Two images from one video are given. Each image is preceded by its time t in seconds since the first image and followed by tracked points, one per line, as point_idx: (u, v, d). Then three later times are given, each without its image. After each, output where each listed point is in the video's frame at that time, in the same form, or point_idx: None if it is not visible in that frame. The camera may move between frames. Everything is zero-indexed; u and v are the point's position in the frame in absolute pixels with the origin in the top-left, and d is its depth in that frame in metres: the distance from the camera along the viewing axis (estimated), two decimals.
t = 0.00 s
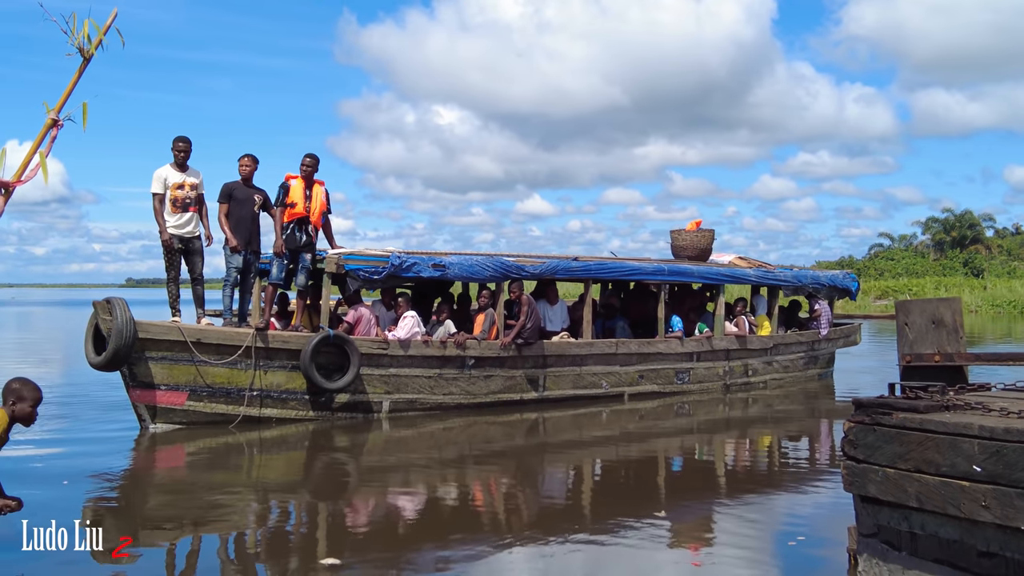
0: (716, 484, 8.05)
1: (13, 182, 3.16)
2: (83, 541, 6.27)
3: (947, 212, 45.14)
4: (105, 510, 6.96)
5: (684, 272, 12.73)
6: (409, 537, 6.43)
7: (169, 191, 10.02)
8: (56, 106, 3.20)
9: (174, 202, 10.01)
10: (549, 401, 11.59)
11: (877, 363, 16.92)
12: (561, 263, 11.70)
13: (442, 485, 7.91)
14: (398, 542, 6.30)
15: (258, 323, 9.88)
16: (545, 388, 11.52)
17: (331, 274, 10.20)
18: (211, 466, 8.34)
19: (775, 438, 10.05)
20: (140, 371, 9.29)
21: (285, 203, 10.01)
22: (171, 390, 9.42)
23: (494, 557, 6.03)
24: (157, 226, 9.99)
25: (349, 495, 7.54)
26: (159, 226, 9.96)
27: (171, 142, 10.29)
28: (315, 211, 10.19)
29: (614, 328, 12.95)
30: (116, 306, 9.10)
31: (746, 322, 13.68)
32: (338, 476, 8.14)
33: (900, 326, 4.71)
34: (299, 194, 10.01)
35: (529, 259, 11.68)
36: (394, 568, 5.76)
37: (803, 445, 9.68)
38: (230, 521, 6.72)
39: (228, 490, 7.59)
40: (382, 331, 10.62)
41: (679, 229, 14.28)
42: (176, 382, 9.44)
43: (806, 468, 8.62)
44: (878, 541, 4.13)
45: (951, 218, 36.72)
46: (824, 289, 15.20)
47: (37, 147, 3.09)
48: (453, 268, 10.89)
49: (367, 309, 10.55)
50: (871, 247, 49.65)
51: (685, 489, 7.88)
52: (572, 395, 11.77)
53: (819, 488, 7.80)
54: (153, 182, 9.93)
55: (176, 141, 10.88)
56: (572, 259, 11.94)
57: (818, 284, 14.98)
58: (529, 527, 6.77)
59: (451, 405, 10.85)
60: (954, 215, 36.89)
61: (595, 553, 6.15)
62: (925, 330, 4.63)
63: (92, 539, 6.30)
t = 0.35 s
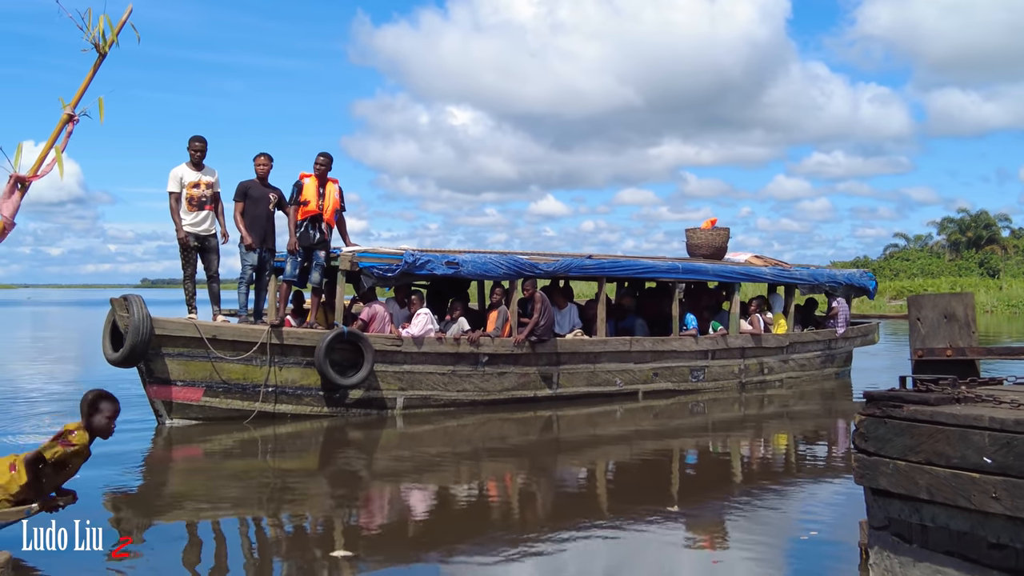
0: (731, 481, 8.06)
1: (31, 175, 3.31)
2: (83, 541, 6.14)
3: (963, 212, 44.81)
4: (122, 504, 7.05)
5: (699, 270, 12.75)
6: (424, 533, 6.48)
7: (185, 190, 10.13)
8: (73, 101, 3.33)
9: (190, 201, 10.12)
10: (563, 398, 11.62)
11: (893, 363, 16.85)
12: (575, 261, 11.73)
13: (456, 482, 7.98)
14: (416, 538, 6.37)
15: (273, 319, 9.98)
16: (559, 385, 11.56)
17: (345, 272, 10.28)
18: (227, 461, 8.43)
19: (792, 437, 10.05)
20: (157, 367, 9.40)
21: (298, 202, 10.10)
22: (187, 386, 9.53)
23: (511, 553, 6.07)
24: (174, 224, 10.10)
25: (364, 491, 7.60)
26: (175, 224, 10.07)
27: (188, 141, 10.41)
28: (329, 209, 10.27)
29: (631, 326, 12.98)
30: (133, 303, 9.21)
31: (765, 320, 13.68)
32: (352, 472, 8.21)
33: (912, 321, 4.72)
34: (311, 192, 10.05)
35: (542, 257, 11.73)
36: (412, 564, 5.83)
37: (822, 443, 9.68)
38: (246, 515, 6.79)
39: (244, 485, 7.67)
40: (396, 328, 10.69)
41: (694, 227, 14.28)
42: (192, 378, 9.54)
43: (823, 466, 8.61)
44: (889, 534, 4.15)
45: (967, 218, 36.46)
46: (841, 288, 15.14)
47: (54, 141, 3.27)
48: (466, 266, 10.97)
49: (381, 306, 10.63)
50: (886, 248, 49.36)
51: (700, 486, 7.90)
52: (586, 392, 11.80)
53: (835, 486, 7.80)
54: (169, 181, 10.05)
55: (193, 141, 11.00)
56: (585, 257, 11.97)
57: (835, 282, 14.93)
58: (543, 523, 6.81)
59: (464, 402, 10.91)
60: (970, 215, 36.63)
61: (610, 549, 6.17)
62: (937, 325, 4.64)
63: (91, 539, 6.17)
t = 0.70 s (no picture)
0: (744, 480, 8.06)
1: (45, 171, 3.26)
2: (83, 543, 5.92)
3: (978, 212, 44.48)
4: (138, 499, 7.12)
5: (712, 269, 12.74)
6: (436, 530, 6.52)
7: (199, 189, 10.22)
8: (87, 98, 3.30)
9: (204, 199, 10.21)
10: (576, 396, 11.65)
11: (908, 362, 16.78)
12: (587, 260, 11.76)
13: (469, 480, 8.03)
14: (432, 535, 6.41)
15: (287, 317, 10.07)
16: (572, 383, 11.59)
17: (358, 270, 10.35)
18: (242, 457, 8.50)
19: (807, 436, 10.04)
20: (172, 364, 9.49)
21: (312, 200, 10.18)
22: (201, 383, 9.61)
23: (527, 550, 6.11)
24: (188, 223, 10.20)
25: (376, 488, 7.66)
26: (190, 223, 10.17)
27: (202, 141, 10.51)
28: (342, 208, 10.33)
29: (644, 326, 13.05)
30: (148, 300, 9.30)
31: (782, 319, 13.75)
32: (365, 469, 8.26)
33: (923, 317, 4.74)
34: (323, 191, 10.13)
35: (554, 256, 11.77)
36: (428, 560, 5.88)
37: (838, 442, 9.67)
38: (261, 510, 6.86)
39: (258, 481, 7.74)
40: (408, 326, 10.76)
41: (708, 226, 14.27)
42: (206, 374, 9.62)
43: (837, 465, 8.60)
44: (899, 529, 4.15)
45: (982, 217, 36.23)
46: (857, 286, 15.07)
47: (68, 136, 3.22)
48: (478, 264, 11.02)
49: (394, 304, 10.69)
50: (900, 248, 49.04)
51: (712, 485, 7.91)
52: (599, 390, 11.82)
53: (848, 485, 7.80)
54: (184, 180, 10.15)
55: (207, 141, 11.10)
56: (598, 256, 11.99)
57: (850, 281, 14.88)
58: (555, 520, 6.85)
59: (477, 399, 10.95)
60: (984, 215, 36.37)
61: (622, 548, 6.19)
62: (948, 321, 4.65)
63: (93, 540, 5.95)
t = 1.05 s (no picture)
0: (753, 478, 8.07)
1: (54, 168, 3.21)
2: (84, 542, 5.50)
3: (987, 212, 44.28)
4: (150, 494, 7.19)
5: (721, 268, 12.75)
6: (447, 526, 6.57)
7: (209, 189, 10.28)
8: (96, 95, 3.22)
9: (214, 199, 10.27)
10: (584, 394, 11.68)
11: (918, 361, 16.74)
12: (595, 259, 11.79)
13: (478, 476, 8.07)
14: (444, 530, 6.45)
15: (295, 315, 10.12)
16: (580, 381, 11.61)
17: (366, 269, 10.40)
18: (252, 454, 8.56)
19: (818, 434, 10.04)
20: (182, 362, 9.56)
21: (322, 200, 10.22)
22: (211, 380, 9.67)
23: (538, 546, 6.14)
24: (198, 222, 10.27)
25: (386, 484, 7.71)
26: (200, 222, 10.24)
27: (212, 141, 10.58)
28: (352, 208, 10.39)
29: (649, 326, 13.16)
30: (158, 299, 9.37)
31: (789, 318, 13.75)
32: (374, 466, 8.32)
33: (930, 315, 4.76)
34: (334, 191, 10.23)
35: (562, 255, 11.80)
36: (440, 556, 5.92)
37: (848, 441, 9.67)
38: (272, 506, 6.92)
39: (269, 477, 7.80)
40: (417, 325, 10.82)
41: (718, 225, 14.28)
42: (216, 372, 9.69)
43: (847, 464, 8.61)
44: (904, 526, 4.17)
45: (991, 217, 36.11)
46: (868, 285, 15.05)
47: (77, 134, 3.14)
48: (487, 263, 11.06)
49: (402, 303, 10.74)
50: (909, 248, 48.87)
51: (722, 482, 7.93)
52: (607, 388, 11.85)
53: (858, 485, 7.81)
54: (194, 180, 10.21)
55: (217, 141, 11.17)
56: (606, 255, 12.02)
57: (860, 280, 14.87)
58: (564, 517, 6.88)
59: (485, 397, 10.99)
60: (993, 215, 36.23)
61: (631, 545, 6.21)
62: (954, 318, 4.68)
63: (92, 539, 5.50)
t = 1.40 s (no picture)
0: (759, 476, 8.08)
1: (60, 164, 3.25)
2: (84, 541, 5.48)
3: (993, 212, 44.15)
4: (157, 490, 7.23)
5: (727, 266, 12.75)
6: (454, 522, 6.59)
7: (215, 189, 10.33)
8: (101, 92, 3.29)
9: (221, 199, 10.32)
10: (589, 391, 11.69)
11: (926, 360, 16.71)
12: (600, 257, 11.80)
13: (484, 473, 8.10)
14: (451, 526, 6.47)
15: (301, 313, 10.16)
16: (585, 379, 11.63)
17: (371, 267, 10.44)
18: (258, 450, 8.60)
19: (825, 433, 10.03)
20: (189, 359, 9.61)
21: (329, 199, 10.25)
22: (217, 377, 9.72)
23: (546, 543, 6.14)
24: (205, 222, 10.32)
25: (393, 481, 7.75)
26: (207, 221, 10.29)
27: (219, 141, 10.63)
28: (358, 207, 10.43)
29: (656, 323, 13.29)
30: (165, 297, 9.40)
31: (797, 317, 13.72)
32: (380, 463, 8.34)
33: (933, 310, 4.80)
34: (342, 190, 10.21)
35: (568, 253, 11.85)
36: (447, 551, 5.94)
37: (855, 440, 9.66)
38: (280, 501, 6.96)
39: (274, 473, 7.84)
40: (422, 323, 10.87)
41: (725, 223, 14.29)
42: (223, 369, 9.73)
43: (853, 462, 8.60)
44: (908, 520, 4.18)
45: (996, 216, 36.04)
46: (876, 284, 15.04)
47: (81, 131, 3.17)
48: (491, 262, 11.09)
49: (408, 301, 10.78)
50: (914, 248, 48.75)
51: (728, 480, 7.95)
52: (613, 386, 11.86)
53: (865, 482, 7.80)
54: (200, 179, 10.26)
55: (224, 141, 11.23)
56: (611, 253, 12.05)
57: (868, 278, 14.85)
58: (569, 514, 6.90)
59: (490, 395, 11.02)
60: (999, 214, 36.12)
61: (637, 541, 6.22)
62: (957, 314, 4.71)
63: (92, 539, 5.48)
